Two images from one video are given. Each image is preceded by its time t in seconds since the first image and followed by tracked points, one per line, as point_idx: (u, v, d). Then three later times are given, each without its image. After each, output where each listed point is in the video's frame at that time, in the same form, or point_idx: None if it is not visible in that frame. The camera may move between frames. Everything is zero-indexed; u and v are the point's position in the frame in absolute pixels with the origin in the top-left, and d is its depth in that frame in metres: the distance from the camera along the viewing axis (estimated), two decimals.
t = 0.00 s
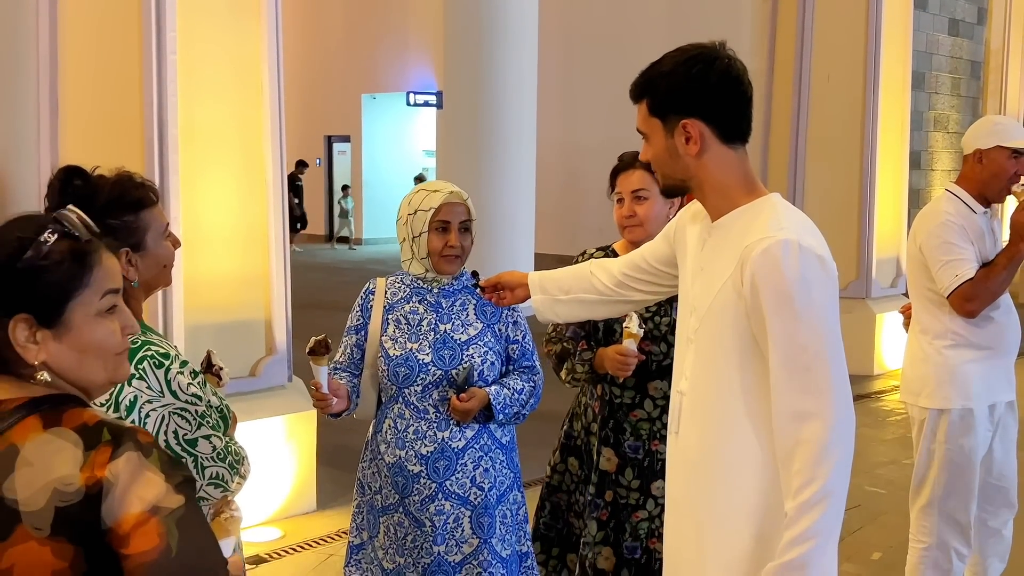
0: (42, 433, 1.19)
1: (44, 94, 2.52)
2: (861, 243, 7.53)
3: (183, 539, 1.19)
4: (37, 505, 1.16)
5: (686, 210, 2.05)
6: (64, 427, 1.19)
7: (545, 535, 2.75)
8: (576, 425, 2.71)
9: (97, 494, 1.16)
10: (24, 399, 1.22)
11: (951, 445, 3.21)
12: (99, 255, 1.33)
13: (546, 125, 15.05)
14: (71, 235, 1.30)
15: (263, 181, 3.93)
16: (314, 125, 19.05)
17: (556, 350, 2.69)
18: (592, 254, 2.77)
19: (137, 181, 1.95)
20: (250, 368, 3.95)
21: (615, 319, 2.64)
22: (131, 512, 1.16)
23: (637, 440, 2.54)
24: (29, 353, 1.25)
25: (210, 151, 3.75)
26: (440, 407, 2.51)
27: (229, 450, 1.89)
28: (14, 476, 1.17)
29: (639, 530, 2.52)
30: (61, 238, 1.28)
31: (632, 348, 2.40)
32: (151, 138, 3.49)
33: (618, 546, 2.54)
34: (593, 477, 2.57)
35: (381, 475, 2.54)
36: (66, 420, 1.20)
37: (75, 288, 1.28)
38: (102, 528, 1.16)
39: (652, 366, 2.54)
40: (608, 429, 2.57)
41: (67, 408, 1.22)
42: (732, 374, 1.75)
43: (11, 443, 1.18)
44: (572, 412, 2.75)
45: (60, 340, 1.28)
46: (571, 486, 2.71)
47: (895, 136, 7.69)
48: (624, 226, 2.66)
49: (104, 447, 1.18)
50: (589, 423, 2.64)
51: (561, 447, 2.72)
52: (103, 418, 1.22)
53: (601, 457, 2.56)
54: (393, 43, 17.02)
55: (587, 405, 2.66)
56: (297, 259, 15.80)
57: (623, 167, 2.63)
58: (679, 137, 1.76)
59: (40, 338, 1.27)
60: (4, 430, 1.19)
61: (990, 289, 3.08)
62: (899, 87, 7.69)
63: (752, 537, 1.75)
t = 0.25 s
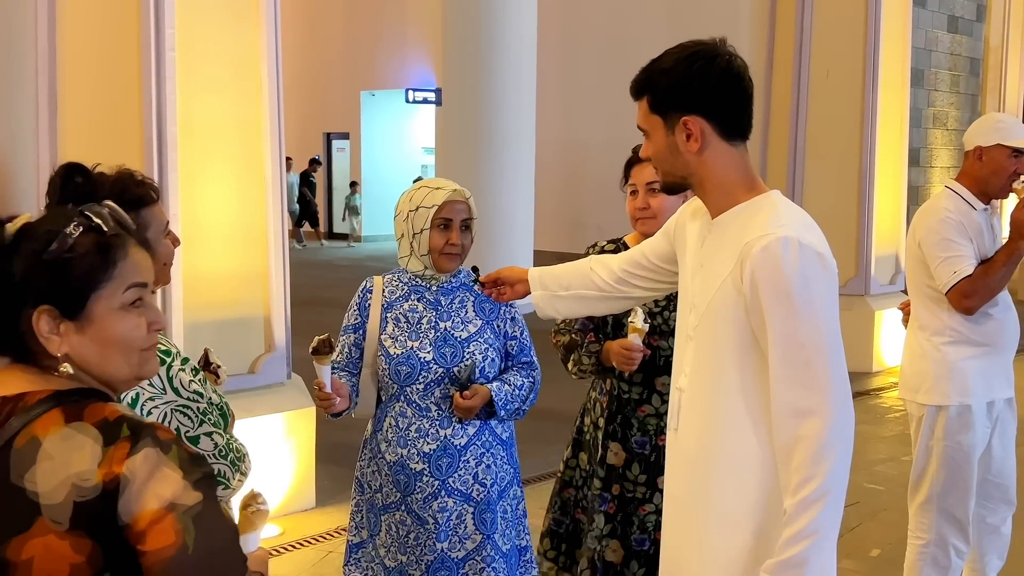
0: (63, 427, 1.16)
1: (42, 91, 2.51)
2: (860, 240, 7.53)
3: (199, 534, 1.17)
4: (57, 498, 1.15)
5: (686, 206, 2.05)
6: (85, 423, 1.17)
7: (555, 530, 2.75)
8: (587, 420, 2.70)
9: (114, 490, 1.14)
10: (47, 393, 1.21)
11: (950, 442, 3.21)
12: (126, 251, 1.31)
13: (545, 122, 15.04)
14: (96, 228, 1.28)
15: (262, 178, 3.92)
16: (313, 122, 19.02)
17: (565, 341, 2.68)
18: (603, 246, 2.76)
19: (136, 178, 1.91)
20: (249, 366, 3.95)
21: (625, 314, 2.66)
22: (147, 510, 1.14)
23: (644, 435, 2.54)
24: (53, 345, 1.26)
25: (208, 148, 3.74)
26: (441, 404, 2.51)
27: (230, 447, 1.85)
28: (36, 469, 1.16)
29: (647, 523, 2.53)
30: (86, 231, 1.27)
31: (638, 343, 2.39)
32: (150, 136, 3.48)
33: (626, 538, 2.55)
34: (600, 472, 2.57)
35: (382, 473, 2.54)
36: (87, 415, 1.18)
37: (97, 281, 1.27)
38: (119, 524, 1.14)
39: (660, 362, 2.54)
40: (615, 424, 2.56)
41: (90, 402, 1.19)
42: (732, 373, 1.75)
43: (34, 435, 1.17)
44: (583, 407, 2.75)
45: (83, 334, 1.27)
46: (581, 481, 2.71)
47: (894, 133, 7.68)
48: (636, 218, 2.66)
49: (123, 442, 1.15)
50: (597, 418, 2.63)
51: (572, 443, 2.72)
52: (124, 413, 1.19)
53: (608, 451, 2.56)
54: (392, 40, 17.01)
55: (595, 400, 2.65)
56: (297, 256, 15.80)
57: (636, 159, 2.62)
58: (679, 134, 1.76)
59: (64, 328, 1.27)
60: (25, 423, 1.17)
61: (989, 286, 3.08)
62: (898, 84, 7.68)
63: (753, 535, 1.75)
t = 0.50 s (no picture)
0: (88, 419, 1.17)
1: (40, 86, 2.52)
2: (859, 237, 7.53)
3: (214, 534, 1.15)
4: (75, 490, 1.15)
5: (686, 202, 2.05)
6: (109, 416, 1.17)
7: (570, 526, 2.76)
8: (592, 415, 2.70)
9: (131, 485, 1.14)
10: (76, 384, 1.23)
11: (947, 438, 3.21)
12: (161, 249, 1.30)
13: (544, 119, 15.03)
14: (130, 222, 1.28)
15: (260, 175, 3.91)
16: (312, 119, 18.99)
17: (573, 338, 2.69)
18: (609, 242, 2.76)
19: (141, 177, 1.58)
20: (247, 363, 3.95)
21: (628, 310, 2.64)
22: (163, 506, 1.13)
23: (648, 432, 2.54)
24: (84, 335, 1.27)
25: (207, 144, 3.74)
26: (440, 401, 2.51)
27: (232, 442, 1.81)
28: (57, 460, 1.16)
29: (656, 519, 2.53)
30: (120, 225, 1.27)
31: (640, 341, 2.40)
32: (148, 132, 3.48)
33: (636, 533, 2.55)
34: (608, 467, 2.57)
35: (380, 470, 2.54)
36: (112, 408, 1.18)
37: (128, 274, 1.27)
38: (136, 520, 1.14)
39: (663, 359, 2.54)
40: (619, 420, 2.57)
41: (116, 396, 1.20)
42: (731, 369, 1.75)
43: (58, 426, 1.17)
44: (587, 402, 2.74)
45: (112, 327, 1.27)
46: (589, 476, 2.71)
47: (893, 130, 7.68)
48: (640, 214, 2.66)
49: (143, 438, 1.16)
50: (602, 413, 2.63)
51: (579, 439, 2.73)
52: (148, 408, 1.19)
53: (615, 447, 2.56)
54: (391, 36, 16.99)
55: (600, 396, 2.65)
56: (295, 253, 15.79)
57: (639, 155, 2.61)
58: (680, 129, 1.76)
59: (96, 320, 1.27)
60: (51, 413, 1.19)
61: (987, 283, 3.09)
62: (897, 81, 7.68)
63: (752, 531, 1.75)
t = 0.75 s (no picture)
0: (108, 418, 1.17)
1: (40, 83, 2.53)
2: (858, 234, 7.52)
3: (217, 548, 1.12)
4: (88, 489, 1.15)
5: (688, 200, 2.04)
6: (128, 416, 1.17)
7: (573, 525, 2.75)
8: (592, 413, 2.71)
9: (139, 488, 1.14)
10: (101, 383, 1.23)
11: (946, 436, 3.21)
12: (192, 249, 1.30)
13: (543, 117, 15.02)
14: (158, 220, 1.28)
15: (259, 174, 3.90)
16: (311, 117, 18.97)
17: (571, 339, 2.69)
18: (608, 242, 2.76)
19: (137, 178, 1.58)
20: (246, 361, 3.95)
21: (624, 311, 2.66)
22: (171, 511, 1.12)
23: (643, 430, 2.54)
24: (111, 332, 1.27)
25: (207, 142, 3.73)
26: (435, 399, 2.51)
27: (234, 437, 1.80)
28: (74, 456, 1.16)
29: (652, 517, 2.53)
30: (149, 223, 1.27)
31: (636, 342, 2.39)
32: (147, 130, 3.47)
33: (634, 530, 2.55)
34: (605, 466, 2.57)
35: (376, 468, 2.54)
36: (133, 409, 1.18)
37: (157, 272, 1.27)
38: (143, 523, 1.13)
39: (659, 358, 2.54)
40: (616, 419, 2.57)
41: (139, 396, 1.20)
42: (729, 368, 1.75)
43: (78, 423, 1.18)
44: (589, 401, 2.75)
45: (141, 325, 1.27)
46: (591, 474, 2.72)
47: (892, 127, 7.68)
48: (640, 213, 2.66)
49: (159, 441, 1.15)
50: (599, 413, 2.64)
51: (580, 438, 2.73)
52: (169, 411, 1.18)
53: (612, 446, 2.56)
54: (390, 34, 16.98)
55: (598, 396, 2.66)
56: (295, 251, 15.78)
57: (639, 153, 2.60)
58: (682, 126, 1.76)
59: (124, 318, 1.27)
60: (73, 410, 1.19)
61: (985, 282, 3.09)
62: (897, 78, 7.68)
63: (749, 530, 1.75)
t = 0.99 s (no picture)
0: (101, 422, 1.17)
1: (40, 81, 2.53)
2: (858, 233, 7.52)
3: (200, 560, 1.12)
4: (76, 492, 1.14)
5: (689, 198, 2.04)
6: (121, 420, 1.17)
7: (573, 524, 2.74)
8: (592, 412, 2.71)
9: (123, 495, 1.13)
10: (99, 384, 1.22)
11: (946, 434, 3.22)
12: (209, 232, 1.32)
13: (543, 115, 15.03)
14: (188, 214, 1.27)
15: (259, 173, 3.90)
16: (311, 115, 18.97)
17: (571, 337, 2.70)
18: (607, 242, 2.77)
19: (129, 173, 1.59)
20: (246, 359, 3.96)
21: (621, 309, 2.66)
22: (155, 520, 1.12)
23: (638, 429, 2.54)
24: (155, 329, 1.25)
25: (207, 141, 3.74)
26: (432, 398, 2.51)
27: (229, 437, 1.82)
28: (65, 458, 1.16)
29: (650, 518, 2.53)
30: (183, 219, 1.25)
31: (631, 341, 2.39)
32: (146, 129, 3.48)
33: (631, 530, 2.55)
34: (603, 465, 2.57)
35: (373, 467, 2.55)
36: (128, 413, 1.18)
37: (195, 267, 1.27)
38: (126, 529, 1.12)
39: (653, 357, 2.53)
40: (612, 417, 2.58)
41: (135, 400, 1.19)
42: (728, 366, 1.75)
43: (71, 425, 1.18)
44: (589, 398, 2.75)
45: (182, 319, 1.27)
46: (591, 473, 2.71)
47: (892, 126, 7.68)
48: (639, 212, 2.66)
49: (147, 449, 1.14)
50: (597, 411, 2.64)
51: (580, 437, 2.73)
52: (162, 417, 1.18)
53: (608, 445, 2.57)
54: (390, 33, 16.98)
55: (595, 394, 2.66)
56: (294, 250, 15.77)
57: (639, 152, 2.60)
58: (683, 124, 1.76)
59: (165, 315, 1.26)
60: (72, 411, 1.19)
61: (983, 283, 3.11)
62: (897, 76, 7.67)
63: (746, 528, 1.76)
